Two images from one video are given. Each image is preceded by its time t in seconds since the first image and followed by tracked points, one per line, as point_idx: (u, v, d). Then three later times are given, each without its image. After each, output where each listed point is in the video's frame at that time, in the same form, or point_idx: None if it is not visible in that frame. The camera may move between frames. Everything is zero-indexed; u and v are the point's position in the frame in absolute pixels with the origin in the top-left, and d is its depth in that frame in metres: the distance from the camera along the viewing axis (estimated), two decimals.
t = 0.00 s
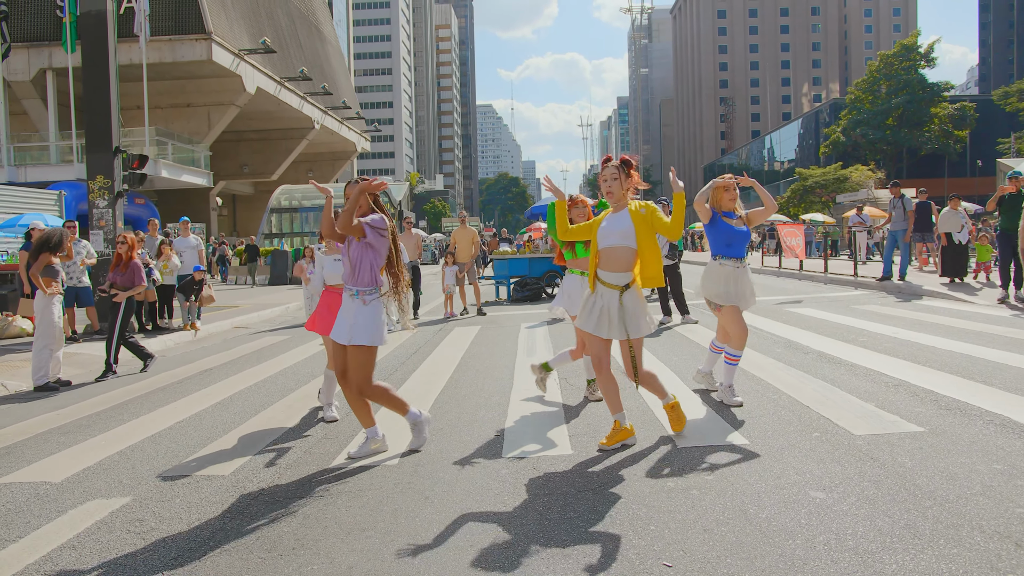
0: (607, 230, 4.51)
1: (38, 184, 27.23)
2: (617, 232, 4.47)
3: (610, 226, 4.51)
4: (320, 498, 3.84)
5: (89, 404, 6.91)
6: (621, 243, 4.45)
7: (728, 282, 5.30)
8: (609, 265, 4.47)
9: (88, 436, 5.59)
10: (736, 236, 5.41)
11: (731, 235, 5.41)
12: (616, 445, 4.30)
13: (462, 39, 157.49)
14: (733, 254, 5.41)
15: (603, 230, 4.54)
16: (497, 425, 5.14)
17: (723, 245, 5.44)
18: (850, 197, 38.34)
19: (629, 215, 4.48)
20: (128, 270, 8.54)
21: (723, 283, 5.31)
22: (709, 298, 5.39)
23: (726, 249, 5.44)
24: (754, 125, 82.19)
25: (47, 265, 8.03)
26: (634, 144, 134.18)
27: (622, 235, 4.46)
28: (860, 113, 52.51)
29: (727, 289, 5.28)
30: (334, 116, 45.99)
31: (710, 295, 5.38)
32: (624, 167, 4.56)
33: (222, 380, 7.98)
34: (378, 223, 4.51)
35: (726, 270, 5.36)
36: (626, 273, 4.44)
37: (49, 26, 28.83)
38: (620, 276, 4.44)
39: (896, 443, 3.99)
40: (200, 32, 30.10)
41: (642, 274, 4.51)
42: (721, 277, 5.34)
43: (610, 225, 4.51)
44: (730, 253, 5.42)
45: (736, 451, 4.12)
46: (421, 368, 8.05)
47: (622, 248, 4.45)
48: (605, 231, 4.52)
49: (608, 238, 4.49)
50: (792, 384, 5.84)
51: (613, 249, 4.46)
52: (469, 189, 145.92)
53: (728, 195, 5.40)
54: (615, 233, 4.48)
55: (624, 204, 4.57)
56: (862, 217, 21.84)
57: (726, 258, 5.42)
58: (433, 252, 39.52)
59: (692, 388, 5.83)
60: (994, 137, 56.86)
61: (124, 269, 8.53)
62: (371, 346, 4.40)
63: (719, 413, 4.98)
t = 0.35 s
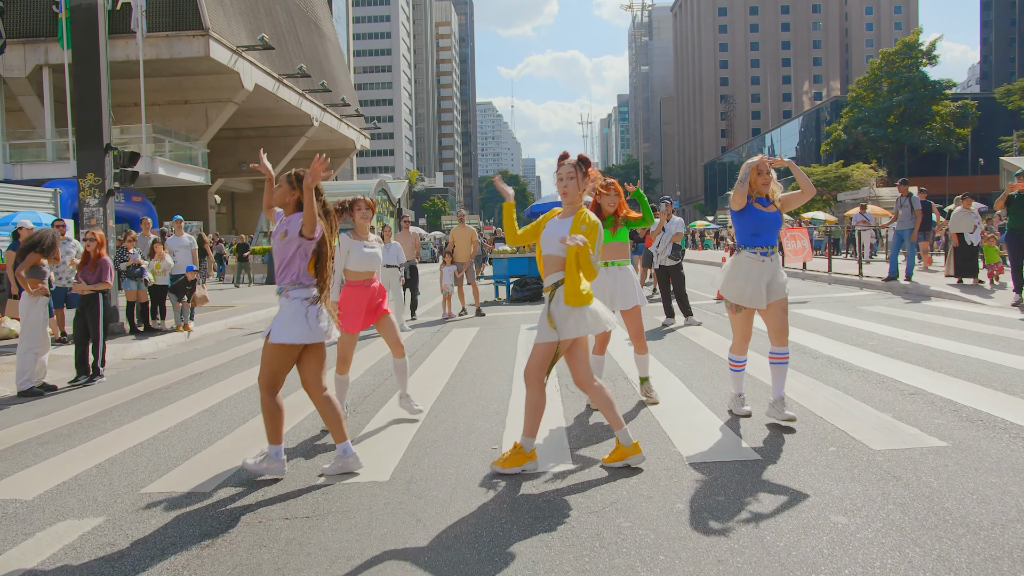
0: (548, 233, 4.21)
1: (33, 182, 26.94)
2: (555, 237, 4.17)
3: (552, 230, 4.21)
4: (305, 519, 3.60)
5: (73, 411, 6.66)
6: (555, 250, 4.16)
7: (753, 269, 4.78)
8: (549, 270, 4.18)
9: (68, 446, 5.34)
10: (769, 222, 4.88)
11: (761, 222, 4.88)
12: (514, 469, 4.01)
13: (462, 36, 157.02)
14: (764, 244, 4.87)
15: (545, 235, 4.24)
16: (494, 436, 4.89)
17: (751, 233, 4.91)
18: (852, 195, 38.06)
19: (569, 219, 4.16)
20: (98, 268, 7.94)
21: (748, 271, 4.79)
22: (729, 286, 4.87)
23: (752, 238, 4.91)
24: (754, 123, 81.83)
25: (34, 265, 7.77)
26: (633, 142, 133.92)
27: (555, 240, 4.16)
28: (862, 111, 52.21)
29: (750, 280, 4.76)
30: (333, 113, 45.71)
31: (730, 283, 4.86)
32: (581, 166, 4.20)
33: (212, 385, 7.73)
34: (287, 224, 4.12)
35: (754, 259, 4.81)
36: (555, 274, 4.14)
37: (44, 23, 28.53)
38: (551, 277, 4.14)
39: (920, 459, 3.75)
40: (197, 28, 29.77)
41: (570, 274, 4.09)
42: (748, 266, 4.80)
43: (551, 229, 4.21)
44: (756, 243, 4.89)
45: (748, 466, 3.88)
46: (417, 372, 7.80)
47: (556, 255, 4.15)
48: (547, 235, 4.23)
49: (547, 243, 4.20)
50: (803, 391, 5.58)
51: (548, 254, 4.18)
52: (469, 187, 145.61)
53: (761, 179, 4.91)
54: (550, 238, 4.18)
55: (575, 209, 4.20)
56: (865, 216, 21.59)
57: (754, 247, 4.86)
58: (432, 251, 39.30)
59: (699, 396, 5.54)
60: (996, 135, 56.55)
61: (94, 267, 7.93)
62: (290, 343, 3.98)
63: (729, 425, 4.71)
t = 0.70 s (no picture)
0: (504, 240, 3.98)
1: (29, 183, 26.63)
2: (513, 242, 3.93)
3: (507, 235, 3.98)
4: (285, 559, 3.28)
5: (50, 425, 6.34)
6: (514, 256, 3.92)
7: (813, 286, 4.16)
8: (506, 277, 3.96)
9: (41, 467, 5.03)
10: (823, 232, 4.20)
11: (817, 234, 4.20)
12: (510, 502, 3.67)
13: (462, 36, 156.64)
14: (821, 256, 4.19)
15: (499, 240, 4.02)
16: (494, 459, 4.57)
17: (806, 247, 4.19)
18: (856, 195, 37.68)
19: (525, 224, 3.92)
20: (74, 275, 7.66)
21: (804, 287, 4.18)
22: (789, 304, 4.16)
23: (811, 251, 4.19)
24: (755, 123, 81.45)
25: (15, 272, 7.42)
26: (634, 141, 133.53)
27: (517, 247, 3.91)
28: (864, 111, 51.82)
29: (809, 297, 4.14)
30: (332, 113, 45.38)
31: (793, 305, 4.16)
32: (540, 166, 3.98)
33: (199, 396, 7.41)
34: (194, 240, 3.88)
35: (814, 275, 4.17)
36: (519, 285, 3.92)
37: (40, 22, 28.20)
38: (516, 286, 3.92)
39: (958, 493, 3.43)
40: (195, 27, 29.40)
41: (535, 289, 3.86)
42: (806, 283, 4.18)
43: (507, 235, 3.97)
44: (815, 257, 4.18)
45: (770, 499, 3.56)
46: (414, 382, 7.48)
47: (516, 261, 3.93)
48: (502, 242, 3.99)
49: (505, 249, 3.96)
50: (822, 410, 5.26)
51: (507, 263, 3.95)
52: (469, 187, 145.25)
53: (810, 184, 4.27)
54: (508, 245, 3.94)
55: (528, 210, 3.98)
56: (873, 217, 21.22)
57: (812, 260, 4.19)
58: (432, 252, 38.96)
59: (712, 413, 5.22)
60: (1000, 135, 56.13)
61: (69, 274, 7.64)
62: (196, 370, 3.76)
63: (744, 449, 4.38)
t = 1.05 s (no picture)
0: (509, 242, 3.70)
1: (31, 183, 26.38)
2: (517, 246, 3.70)
3: (508, 236, 3.71)
4: None
5: (35, 439, 6.00)
6: (524, 261, 3.71)
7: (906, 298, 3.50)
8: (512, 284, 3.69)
9: (20, 488, 4.69)
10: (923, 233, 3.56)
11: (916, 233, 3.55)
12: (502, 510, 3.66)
13: (467, 35, 156.42)
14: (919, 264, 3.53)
15: (498, 242, 3.71)
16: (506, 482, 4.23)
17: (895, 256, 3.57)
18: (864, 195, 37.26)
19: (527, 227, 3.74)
20: (62, 278, 7.36)
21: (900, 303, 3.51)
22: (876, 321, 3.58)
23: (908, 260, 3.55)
24: (761, 122, 80.98)
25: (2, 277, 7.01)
26: (640, 141, 133.07)
27: (524, 250, 3.70)
28: (872, 110, 51.33)
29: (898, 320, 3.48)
30: (336, 113, 45.13)
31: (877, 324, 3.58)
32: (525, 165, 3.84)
33: (195, 406, 7.08)
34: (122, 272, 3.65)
35: (910, 286, 3.51)
36: (534, 290, 3.75)
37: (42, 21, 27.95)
38: (529, 292, 3.72)
39: None
40: (198, 26, 29.12)
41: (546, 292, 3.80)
42: (901, 295, 3.52)
43: (508, 236, 3.71)
44: (910, 264, 3.54)
45: (816, 537, 3.20)
46: (419, 392, 7.14)
47: (525, 266, 3.71)
48: (504, 244, 3.70)
49: (509, 254, 3.70)
50: (857, 428, 4.91)
51: (516, 268, 3.70)
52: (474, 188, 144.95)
53: (901, 165, 3.66)
54: (517, 247, 3.70)
55: (519, 211, 3.79)
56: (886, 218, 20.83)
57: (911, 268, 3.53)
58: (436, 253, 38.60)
59: (739, 433, 4.87)
60: (1010, 135, 55.53)
61: (56, 278, 7.33)
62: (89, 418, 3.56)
63: (779, 474, 4.03)
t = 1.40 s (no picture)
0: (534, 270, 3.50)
1: (39, 179, 26.29)
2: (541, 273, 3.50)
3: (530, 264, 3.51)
4: None
5: (33, 438, 5.80)
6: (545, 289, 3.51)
7: (994, 307, 3.20)
8: (535, 312, 3.47)
9: (14, 492, 4.49)
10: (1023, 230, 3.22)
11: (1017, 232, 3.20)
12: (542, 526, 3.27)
13: (475, 32, 155.97)
14: None
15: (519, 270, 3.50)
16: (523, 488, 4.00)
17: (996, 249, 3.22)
18: (877, 191, 36.63)
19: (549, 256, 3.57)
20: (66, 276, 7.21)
21: (982, 315, 3.23)
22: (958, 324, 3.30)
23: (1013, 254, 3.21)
24: (771, 118, 80.32)
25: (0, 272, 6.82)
26: (649, 138, 132.37)
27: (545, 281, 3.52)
28: (884, 106, 50.71)
29: (994, 327, 3.17)
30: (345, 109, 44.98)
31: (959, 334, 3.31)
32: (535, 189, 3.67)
33: (200, 406, 6.85)
34: (121, 256, 3.68)
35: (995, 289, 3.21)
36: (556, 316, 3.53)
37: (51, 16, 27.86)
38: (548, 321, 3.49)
39: None
40: (206, 21, 28.95)
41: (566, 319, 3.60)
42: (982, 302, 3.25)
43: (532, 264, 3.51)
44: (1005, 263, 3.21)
45: (866, 552, 2.95)
46: (429, 391, 6.92)
47: (546, 294, 3.51)
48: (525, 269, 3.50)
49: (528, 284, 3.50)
50: (891, 430, 4.67)
51: (538, 296, 3.49)
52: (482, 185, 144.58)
53: (999, 151, 3.31)
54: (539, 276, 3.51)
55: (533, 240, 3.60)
56: (902, 213, 20.47)
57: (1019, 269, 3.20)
58: (445, 249, 38.41)
59: (766, 436, 4.64)
60: None
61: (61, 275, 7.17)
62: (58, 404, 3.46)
63: (814, 481, 3.79)
